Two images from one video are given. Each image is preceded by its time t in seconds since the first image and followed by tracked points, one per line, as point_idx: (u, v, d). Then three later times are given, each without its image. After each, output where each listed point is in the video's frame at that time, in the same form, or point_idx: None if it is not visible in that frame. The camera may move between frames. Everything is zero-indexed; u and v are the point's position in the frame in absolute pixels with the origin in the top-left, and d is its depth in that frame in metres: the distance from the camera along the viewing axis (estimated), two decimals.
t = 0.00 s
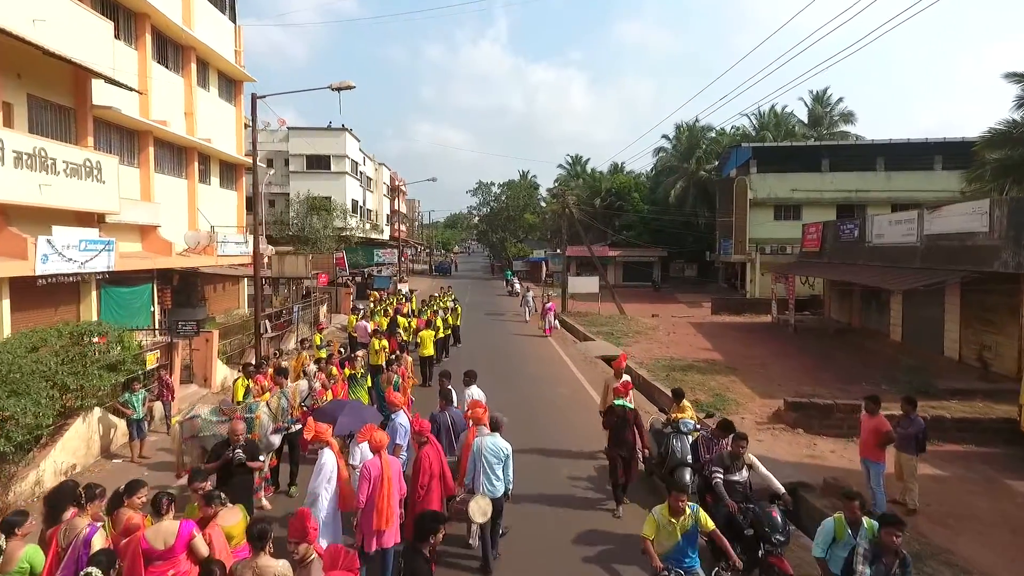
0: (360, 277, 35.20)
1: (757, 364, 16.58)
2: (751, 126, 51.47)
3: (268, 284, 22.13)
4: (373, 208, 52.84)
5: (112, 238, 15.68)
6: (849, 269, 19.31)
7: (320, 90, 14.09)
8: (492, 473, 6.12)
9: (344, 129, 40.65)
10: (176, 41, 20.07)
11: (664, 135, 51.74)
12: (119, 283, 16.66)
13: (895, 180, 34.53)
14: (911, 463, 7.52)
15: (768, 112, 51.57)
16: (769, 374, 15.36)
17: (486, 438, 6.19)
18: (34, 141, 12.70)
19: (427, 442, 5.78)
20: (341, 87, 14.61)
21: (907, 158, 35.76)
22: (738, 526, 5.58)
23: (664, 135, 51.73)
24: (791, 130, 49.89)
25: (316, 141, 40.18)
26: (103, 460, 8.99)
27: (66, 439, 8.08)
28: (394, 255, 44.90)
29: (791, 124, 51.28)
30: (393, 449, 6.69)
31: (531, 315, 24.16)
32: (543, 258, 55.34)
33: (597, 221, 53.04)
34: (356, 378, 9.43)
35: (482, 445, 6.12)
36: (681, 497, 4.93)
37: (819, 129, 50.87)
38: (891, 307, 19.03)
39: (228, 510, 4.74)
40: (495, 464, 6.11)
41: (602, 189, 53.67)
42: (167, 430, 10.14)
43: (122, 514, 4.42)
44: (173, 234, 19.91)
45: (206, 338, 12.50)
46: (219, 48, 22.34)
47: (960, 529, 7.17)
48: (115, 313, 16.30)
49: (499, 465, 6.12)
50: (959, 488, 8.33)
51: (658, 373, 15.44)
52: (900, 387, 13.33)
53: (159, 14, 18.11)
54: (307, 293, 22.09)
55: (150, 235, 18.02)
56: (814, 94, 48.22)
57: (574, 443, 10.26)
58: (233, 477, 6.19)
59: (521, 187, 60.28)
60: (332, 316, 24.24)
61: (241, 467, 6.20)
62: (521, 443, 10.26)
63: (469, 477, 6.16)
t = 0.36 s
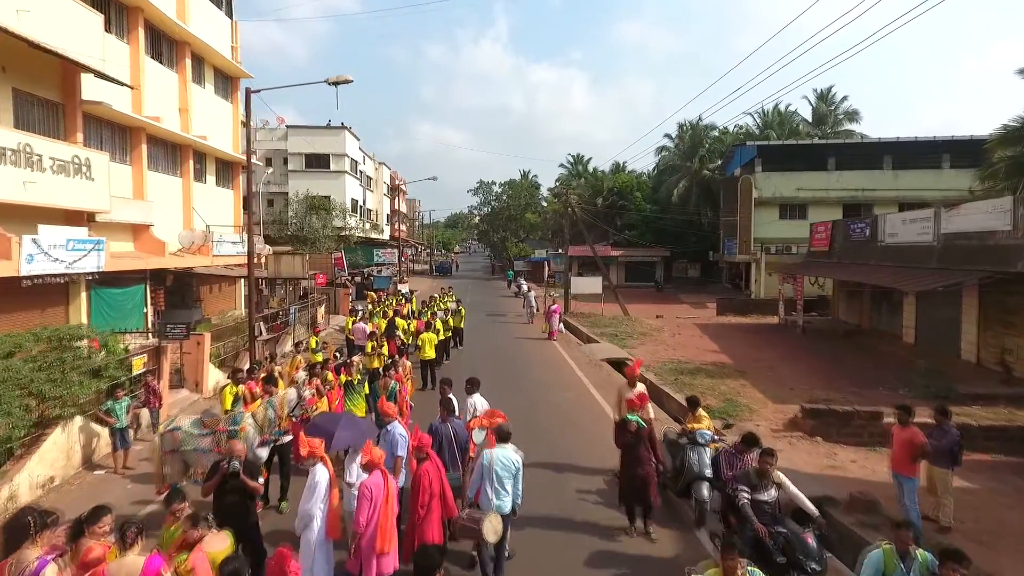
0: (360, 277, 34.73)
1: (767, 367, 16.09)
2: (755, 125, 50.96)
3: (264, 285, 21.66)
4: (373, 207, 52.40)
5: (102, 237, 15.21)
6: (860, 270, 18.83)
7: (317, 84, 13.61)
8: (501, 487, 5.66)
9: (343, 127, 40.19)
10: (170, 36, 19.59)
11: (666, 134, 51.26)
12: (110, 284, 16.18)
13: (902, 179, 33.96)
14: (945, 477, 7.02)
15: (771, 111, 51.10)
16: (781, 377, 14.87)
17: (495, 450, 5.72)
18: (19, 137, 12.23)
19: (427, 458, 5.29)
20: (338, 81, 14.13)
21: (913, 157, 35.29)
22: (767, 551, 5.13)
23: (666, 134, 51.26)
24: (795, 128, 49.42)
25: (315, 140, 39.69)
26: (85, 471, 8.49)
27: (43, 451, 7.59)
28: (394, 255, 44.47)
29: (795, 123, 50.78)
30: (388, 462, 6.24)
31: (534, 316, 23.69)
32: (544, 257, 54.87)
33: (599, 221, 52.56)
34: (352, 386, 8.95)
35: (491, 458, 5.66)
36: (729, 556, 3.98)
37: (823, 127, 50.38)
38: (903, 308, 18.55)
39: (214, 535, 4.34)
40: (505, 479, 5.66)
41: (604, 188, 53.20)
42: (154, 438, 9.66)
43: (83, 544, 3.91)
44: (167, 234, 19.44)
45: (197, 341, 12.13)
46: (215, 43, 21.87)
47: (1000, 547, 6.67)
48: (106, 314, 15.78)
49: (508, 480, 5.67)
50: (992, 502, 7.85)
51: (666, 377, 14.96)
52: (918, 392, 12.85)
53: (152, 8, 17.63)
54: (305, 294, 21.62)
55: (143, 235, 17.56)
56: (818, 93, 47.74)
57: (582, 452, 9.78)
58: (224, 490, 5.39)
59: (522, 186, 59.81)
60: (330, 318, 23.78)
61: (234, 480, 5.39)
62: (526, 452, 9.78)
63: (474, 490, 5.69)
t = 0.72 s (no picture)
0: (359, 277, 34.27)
1: (777, 370, 15.64)
2: (759, 123, 50.45)
3: (261, 285, 21.21)
4: (373, 207, 51.96)
5: (93, 237, 14.76)
6: (872, 271, 18.36)
7: (314, 78, 13.15)
8: (506, 505, 5.19)
9: (343, 125, 39.74)
10: (164, 30, 19.12)
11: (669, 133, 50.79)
12: (102, 284, 15.72)
13: (909, 178, 33.43)
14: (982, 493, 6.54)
15: (775, 109, 50.61)
16: (792, 381, 14.42)
17: (500, 466, 5.25)
18: (3, 132, 11.76)
19: (428, 479, 4.78)
20: (335, 75, 13.66)
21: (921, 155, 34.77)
22: None
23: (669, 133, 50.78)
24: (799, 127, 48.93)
25: (314, 138, 39.22)
26: (66, 484, 8.03)
27: (17, 465, 7.15)
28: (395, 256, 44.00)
29: (800, 121, 50.28)
30: (386, 475, 5.73)
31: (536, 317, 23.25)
32: (546, 257, 54.39)
33: (601, 220, 52.09)
34: (348, 394, 8.38)
35: (496, 474, 5.19)
36: None
37: (827, 126, 49.90)
38: (916, 310, 18.09)
39: (194, 568, 3.80)
40: (512, 496, 5.19)
41: (606, 187, 52.75)
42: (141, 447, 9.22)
43: None
44: (161, 233, 18.99)
45: (188, 345, 11.67)
46: (211, 38, 21.40)
47: None
48: (97, 316, 15.26)
49: (514, 497, 5.20)
50: None
51: (675, 381, 14.50)
52: (938, 398, 12.38)
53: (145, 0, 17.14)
54: (302, 295, 21.16)
55: (136, 235, 17.11)
56: (823, 91, 47.23)
57: (590, 461, 9.32)
58: (225, 515, 4.85)
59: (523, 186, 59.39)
60: (329, 319, 23.32)
61: (234, 505, 4.83)
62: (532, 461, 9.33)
63: (476, 509, 5.17)
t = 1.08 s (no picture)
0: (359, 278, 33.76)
1: (789, 374, 15.14)
2: (762, 122, 49.95)
3: (258, 286, 20.73)
4: (372, 206, 51.46)
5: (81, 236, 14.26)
6: (884, 271, 17.88)
7: (309, 71, 12.65)
8: (502, 527, 4.82)
9: (342, 124, 39.24)
10: (157, 24, 18.62)
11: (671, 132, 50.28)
12: (93, 285, 15.23)
13: (917, 177, 32.94)
14: None
15: (778, 108, 50.12)
16: (806, 385, 13.93)
17: (494, 485, 4.87)
18: None
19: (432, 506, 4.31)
20: (332, 69, 13.16)
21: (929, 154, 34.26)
22: None
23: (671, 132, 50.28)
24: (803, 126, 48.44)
25: (313, 136, 38.73)
26: (42, 500, 7.53)
27: None
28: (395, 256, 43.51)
29: (803, 120, 49.78)
30: (388, 495, 5.18)
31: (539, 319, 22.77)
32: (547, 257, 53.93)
33: (603, 220, 51.58)
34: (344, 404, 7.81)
35: (490, 495, 4.80)
36: None
37: (832, 125, 49.41)
38: (929, 311, 17.60)
39: None
40: (508, 517, 4.83)
41: (607, 187, 52.27)
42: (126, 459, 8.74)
43: None
44: (154, 233, 18.50)
45: (177, 349, 11.14)
46: (206, 33, 20.88)
47: None
48: (86, 319, 14.77)
49: (509, 517, 4.84)
50: None
51: (683, 385, 14.02)
52: (958, 404, 11.89)
53: None
54: (299, 296, 20.68)
55: (127, 235, 16.62)
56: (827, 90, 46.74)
57: (600, 473, 8.84)
58: (222, 547, 4.29)
59: (524, 185, 58.91)
60: (326, 321, 22.84)
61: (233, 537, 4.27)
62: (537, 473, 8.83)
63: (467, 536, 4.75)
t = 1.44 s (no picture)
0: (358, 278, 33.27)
1: (802, 379, 14.66)
2: (765, 121, 49.45)
3: (254, 287, 20.26)
4: (372, 206, 50.94)
5: (69, 236, 13.77)
6: (897, 272, 17.40)
7: (306, 64, 12.15)
8: (498, 552, 4.46)
9: (341, 122, 38.75)
10: (151, 19, 18.11)
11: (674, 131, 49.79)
12: (84, 287, 14.78)
13: (924, 176, 32.44)
14: None
15: (782, 107, 49.65)
16: (820, 390, 13.44)
17: (484, 506, 4.49)
18: None
19: (436, 538, 3.87)
20: (329, 62, 12.66)
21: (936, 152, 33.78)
22: None
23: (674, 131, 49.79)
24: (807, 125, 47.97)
25: (312, 135, 38.24)
26: (15, 516, 7.05)
27: None
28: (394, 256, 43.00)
29: (807, 119, 49.28)
30: (386, 520, 4.70)
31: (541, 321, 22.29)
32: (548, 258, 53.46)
33: (606, 220, 51.09)
34: (339, 414, 7.28)
35: (480, 516, 4.43)
36: None
37: (836, 124, 48.94)
38: (943, 314, 17.11)
39: None
40: (501, 541, 4.46)
41: (609, 186, 51.79)
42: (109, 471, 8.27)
43: None
44: (147, 233, 18.02)
45: (166, 353, 10.71)
46: (201, 29, 20.39)
47: None
48: (75, 321, 14.27)
49: (505, 541, 4.48)
50: None
51: (692, 391, 13.52)
52: (981, 411, 11.40)
53: None
54: (296, 297, 20.18)
55: (118, 234, 16.13)
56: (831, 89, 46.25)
57: (612, 488, 8.34)
58: None
59: (526, 185, 58.42)
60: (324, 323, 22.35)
61: None
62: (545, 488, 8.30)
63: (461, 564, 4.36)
